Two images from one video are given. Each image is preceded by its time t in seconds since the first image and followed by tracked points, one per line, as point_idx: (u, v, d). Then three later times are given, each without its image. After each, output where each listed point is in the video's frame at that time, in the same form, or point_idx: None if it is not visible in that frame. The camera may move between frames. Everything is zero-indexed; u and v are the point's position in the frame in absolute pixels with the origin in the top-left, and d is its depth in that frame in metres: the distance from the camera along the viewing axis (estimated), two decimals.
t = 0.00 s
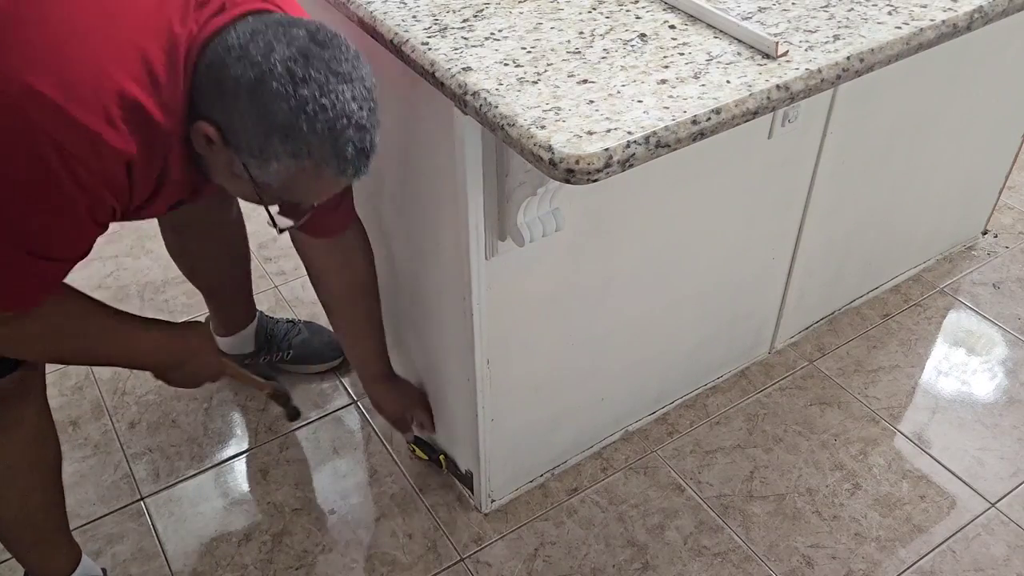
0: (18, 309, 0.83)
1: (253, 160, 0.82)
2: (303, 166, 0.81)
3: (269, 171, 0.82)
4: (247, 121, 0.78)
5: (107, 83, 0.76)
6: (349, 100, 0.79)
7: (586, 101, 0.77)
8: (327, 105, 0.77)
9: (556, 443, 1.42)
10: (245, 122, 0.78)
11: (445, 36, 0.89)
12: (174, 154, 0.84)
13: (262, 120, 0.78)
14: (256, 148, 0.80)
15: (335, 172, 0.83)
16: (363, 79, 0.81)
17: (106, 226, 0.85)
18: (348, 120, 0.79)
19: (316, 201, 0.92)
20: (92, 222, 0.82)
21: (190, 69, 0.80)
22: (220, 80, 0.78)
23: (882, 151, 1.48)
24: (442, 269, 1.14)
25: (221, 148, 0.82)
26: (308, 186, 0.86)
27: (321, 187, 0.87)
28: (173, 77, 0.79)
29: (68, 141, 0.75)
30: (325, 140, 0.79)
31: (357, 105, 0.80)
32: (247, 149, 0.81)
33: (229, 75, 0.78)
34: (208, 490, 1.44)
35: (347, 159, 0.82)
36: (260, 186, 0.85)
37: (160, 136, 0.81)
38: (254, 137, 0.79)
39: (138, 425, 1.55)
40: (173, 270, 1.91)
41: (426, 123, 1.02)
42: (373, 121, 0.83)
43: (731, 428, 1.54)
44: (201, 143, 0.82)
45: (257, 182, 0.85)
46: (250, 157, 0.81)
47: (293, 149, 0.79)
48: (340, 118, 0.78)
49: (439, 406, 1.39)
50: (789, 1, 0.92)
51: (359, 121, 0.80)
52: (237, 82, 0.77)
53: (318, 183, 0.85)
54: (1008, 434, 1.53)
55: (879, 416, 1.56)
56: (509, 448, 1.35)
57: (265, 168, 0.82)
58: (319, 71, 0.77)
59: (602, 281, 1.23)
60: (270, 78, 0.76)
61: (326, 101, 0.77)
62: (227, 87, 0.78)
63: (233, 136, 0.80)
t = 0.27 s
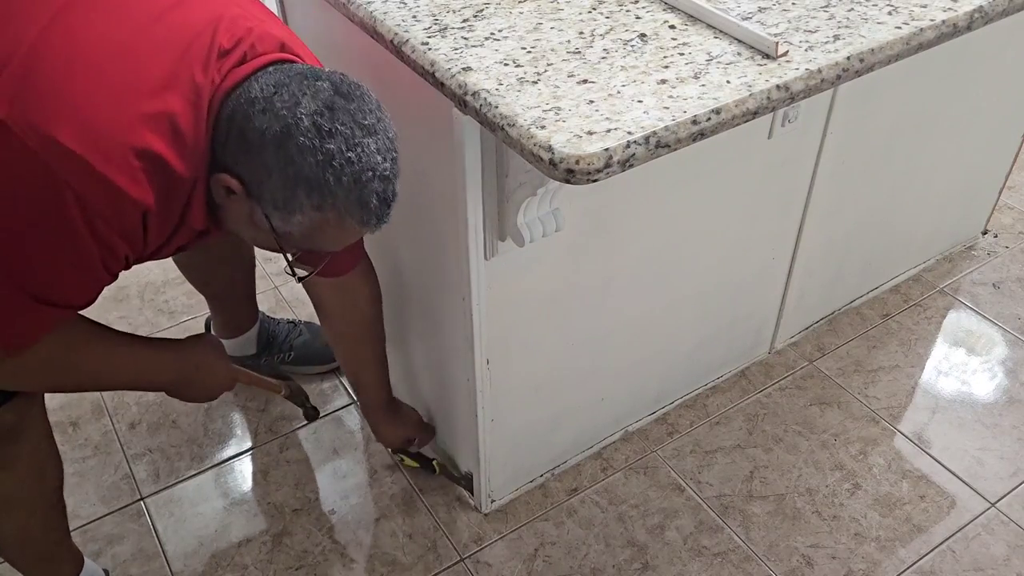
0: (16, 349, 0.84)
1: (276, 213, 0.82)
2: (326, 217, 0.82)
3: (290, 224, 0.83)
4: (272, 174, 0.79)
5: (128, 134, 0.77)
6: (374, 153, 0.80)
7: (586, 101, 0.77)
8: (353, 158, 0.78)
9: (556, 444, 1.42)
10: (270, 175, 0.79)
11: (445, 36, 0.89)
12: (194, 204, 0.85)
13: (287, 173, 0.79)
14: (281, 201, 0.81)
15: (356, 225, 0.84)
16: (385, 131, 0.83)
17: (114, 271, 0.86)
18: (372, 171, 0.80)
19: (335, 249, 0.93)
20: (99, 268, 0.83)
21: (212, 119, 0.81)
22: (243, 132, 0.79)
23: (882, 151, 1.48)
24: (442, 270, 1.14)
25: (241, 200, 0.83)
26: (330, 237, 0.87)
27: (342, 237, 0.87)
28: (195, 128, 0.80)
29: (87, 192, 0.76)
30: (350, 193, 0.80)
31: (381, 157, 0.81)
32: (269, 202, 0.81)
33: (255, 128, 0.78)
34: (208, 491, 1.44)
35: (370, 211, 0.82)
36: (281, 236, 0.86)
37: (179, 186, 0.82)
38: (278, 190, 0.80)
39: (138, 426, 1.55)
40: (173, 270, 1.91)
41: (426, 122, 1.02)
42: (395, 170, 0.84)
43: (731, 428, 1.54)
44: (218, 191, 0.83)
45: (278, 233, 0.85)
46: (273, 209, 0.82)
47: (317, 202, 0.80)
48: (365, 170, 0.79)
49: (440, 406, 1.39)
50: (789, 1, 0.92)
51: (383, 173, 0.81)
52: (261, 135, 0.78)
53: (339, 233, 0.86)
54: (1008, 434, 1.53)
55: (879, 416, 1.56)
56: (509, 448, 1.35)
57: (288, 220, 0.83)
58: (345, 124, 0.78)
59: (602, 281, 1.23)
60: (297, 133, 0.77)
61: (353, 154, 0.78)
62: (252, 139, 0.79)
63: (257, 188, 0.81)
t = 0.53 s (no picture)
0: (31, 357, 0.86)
1: (283, 224, 0.82)
2: (334, 230, 0.82)
3: (297, 235, 0.83)
4: (281, 187, 0.79)
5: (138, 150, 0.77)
6: (383, 166, 0.80)
7: (586, 101, 0.77)
8: (362, 171, 0.78)
9: (556, 444, 1.42)
10: (278, 188, 0.79)
11: (445, 36, 0.89)
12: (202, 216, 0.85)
13: (296, 186, 0.78)
14: (289, 213, 0.81)
15: (364, 238, 0.83)
16: (395, 143, 0.82)
17: (125, 281, 0.87)
18: (382, 185, 0.80)
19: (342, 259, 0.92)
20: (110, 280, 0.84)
21: (221, 132, 0.80)
22: (252, 144, 0.79)
23: (882, 151, 1.48)
24: (443, 271, 1.14)
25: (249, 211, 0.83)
26: (338, 248, 0.87)
27: (350, 248, 0.87)
28: (204, 142, 0.80)
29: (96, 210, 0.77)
30: (359, 206, 0.79)
31: (390, 170, 0.81)
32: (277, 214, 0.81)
33: (264, 141, 0.78)
34: (209, 490, 1.44)
35: (379, 224, 0.82)
36: (289, 247, 0.86)
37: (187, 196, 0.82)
38: (286, 202, 0.80)
39: (138, 425, 1.55)
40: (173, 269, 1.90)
41: (426, 123, 1.02)
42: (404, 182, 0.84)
43: (731, 428, 1.54)
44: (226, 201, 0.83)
45: (285, 243, 0.85)
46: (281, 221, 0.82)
47: (325, 214, 0.80)
48: (374, 183, 0.79)
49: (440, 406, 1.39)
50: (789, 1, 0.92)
51: (392, 186, 0.81)
52: (271, 148, 0.78)
53: (346, 245, 0.86)
54: (1008, 434, 1.53)
55: (879, 416, 1.56)
56: (509, 448, 1.35)
57: (295, 231, 0.83)
58: (354, 137, 0.78)
59: (601, 281, 1.23)
60: (306, 146, 0.77)
61: (361, 168, 0.78)
62: (261, 152, 0.79)
63: (266, 200, 0.81)
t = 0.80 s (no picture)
0: (52, 351, 0.86)
1: (293, 204, 0.82)
2: (342, 212, 0.82)
3: (307, 216, 0.83)
4: (293, 168, 0.79)
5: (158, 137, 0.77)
6: (392, 149, 0.79)
7: (586, 101, 0.77)
8: (372, 154, 0.77)
9: (556, 444, 1.42)
10: (291, 170, 0.79)
11: (445, 36, 0.89)
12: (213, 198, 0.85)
13: (307, 169, 0.78)
14: (299, 194, 0.81)
15: (373, 220, 0.84)
16: (403, 127, 0.81)
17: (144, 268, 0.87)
18: (390, 168, 0.79)
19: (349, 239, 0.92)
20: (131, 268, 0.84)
21: (232, 115, 0.81)
22: (268, 129, 0.79)
23: (882, 151, 1.48)
24: (443, 272, 1.14)
25: (260, 188, 0.83)
26: (345, 230, 0.86)
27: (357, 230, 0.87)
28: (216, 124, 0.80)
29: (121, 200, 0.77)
30: (368, 190, 0.79)
31: (398, 154, 0.80)
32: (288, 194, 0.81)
33: (278, 123, 0.78)
34: (209, 490, 1.44)
35: (386, 207, 0.81)
36: (298, 227, 0.86)
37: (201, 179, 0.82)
38: (297, 184, 0.80)
39: (138, 425, 1.55)
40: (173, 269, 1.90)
41: (426, 124, 1.02)
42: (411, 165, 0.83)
43: (732, 428, 1.54)
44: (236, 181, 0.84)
45: (294, 223, 0.85)
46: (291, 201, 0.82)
47: (335, 196, 0.80)
48: (383, 167, 0.78)
49: (440, 405, 1.39)
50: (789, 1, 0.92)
51: (400, 169, 0.80)
52: (284, 130, 0.78)
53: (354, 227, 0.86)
54: (1008, 434, 1.53)
55: (879, 416, 1.56)
56: (509, 448, 1.35)
57: (305, 212, 0.83)
58: (365, 121, 0.77)
59: (601, 281, 1.23)
60: (318, 129, 0.76)
61: (372, 151, 0.77)
62: (274, 134, 0.79)
63: (278, 181, 0.81)
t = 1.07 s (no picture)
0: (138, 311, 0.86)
1: (260, 122, 0.73)
2: (314, 127, 0.73)
3: (279, 133, 0.74)
4: (255, 82, 0.69)
5: (116, 96, 0.70)
6: (362, 56, 0.71)
7: (586, 101, 0.77)
8: (339, 62, 0.69)
9: (556, 443, 1.42)
10: (252, 84, 0.69)
11: (445, 36, 0.89)
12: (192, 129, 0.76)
13: (271, 82, 0.69)
14: (266, 111, 0.71)
15: (352, 136, 0.75)
16: (375, 33, 0.73)
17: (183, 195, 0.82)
18: (361, 76, 0.71)
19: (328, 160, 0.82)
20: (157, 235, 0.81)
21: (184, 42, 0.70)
22: (221, 40, 0.69)
23: (882, 151, 1.48)
24: (443, 272, 1.14)
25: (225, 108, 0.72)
26: (321, 148, 0.77)
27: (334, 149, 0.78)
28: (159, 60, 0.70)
29: (119, 192, 0.72)
30: (339, 100, 0.71)
31: (369, 60, 0.72)
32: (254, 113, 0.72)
33: (231, 33, 0.68)
34: (208, 490, 1.44)
35: (362, 119, 0.73)
36: (268, 145, 0.76)
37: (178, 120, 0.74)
38: (262, 99, 0.70)
39: (138, 425, 1.55)
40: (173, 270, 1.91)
41: (425, 124, 1.03)
42: (385, 73, 0.75)
43: (731, 428, 1.54)
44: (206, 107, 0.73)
45: (265, 143, 0.76)
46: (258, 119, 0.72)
47: (304, 110, 0.71)
48: (353, 75, 0.70)
49: (440, 405, 1.39)
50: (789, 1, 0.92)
51: (373, 76, 0.72)
52: (240, 40, 0.68)
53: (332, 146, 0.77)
54: (1008, 434, 1.53)
55: (879, 416, 1.56)
56: (509, 448, 1.35)
57: (274, 129, 0.73)
58: (328, 25, 0.68)
59: (601, 281, 1.23)
60: (278, 37, 0.67)
61: (338, 58, 0.69)
62: (228, 46, 0.69)
63: (239, 97, 0.71)
